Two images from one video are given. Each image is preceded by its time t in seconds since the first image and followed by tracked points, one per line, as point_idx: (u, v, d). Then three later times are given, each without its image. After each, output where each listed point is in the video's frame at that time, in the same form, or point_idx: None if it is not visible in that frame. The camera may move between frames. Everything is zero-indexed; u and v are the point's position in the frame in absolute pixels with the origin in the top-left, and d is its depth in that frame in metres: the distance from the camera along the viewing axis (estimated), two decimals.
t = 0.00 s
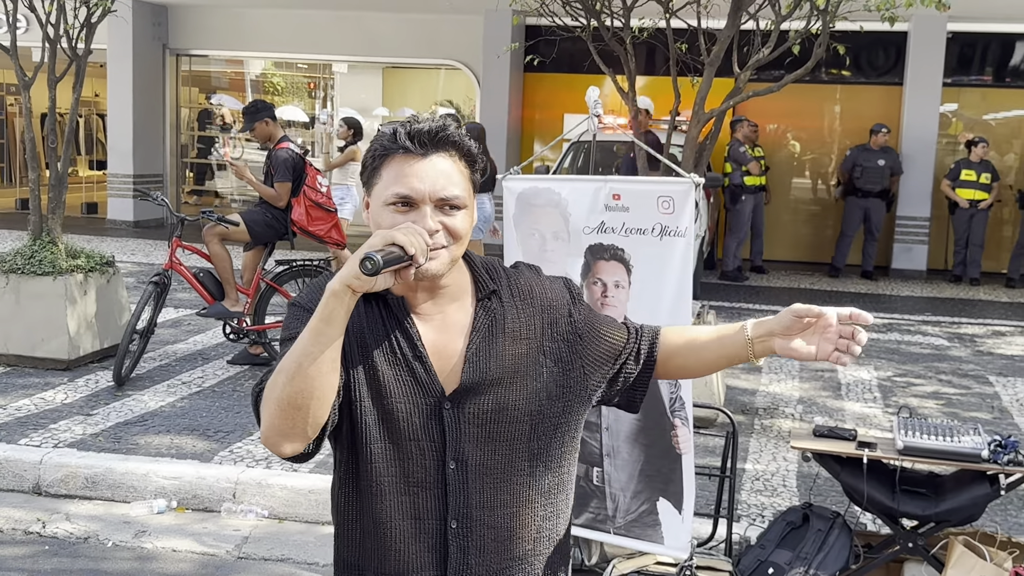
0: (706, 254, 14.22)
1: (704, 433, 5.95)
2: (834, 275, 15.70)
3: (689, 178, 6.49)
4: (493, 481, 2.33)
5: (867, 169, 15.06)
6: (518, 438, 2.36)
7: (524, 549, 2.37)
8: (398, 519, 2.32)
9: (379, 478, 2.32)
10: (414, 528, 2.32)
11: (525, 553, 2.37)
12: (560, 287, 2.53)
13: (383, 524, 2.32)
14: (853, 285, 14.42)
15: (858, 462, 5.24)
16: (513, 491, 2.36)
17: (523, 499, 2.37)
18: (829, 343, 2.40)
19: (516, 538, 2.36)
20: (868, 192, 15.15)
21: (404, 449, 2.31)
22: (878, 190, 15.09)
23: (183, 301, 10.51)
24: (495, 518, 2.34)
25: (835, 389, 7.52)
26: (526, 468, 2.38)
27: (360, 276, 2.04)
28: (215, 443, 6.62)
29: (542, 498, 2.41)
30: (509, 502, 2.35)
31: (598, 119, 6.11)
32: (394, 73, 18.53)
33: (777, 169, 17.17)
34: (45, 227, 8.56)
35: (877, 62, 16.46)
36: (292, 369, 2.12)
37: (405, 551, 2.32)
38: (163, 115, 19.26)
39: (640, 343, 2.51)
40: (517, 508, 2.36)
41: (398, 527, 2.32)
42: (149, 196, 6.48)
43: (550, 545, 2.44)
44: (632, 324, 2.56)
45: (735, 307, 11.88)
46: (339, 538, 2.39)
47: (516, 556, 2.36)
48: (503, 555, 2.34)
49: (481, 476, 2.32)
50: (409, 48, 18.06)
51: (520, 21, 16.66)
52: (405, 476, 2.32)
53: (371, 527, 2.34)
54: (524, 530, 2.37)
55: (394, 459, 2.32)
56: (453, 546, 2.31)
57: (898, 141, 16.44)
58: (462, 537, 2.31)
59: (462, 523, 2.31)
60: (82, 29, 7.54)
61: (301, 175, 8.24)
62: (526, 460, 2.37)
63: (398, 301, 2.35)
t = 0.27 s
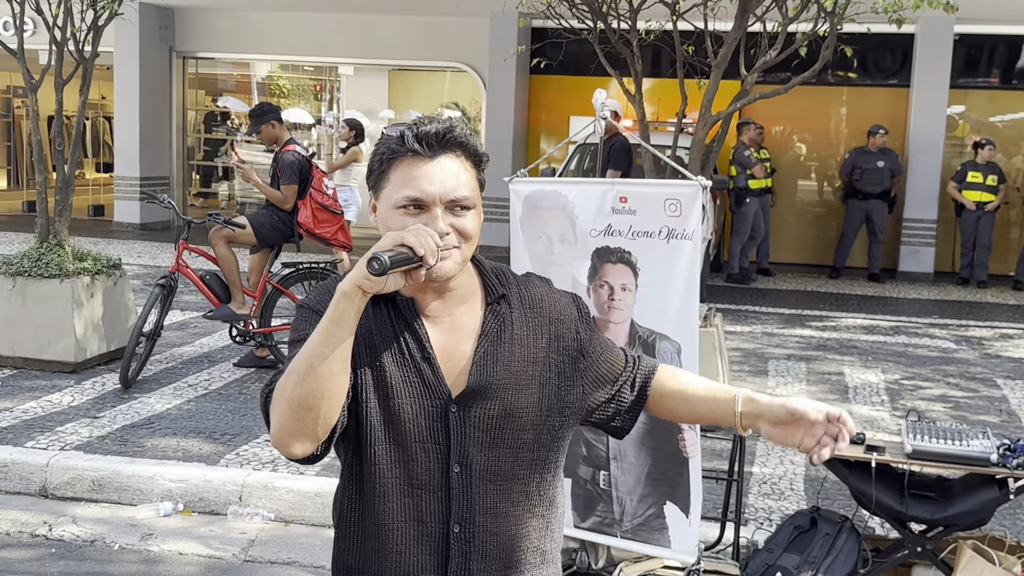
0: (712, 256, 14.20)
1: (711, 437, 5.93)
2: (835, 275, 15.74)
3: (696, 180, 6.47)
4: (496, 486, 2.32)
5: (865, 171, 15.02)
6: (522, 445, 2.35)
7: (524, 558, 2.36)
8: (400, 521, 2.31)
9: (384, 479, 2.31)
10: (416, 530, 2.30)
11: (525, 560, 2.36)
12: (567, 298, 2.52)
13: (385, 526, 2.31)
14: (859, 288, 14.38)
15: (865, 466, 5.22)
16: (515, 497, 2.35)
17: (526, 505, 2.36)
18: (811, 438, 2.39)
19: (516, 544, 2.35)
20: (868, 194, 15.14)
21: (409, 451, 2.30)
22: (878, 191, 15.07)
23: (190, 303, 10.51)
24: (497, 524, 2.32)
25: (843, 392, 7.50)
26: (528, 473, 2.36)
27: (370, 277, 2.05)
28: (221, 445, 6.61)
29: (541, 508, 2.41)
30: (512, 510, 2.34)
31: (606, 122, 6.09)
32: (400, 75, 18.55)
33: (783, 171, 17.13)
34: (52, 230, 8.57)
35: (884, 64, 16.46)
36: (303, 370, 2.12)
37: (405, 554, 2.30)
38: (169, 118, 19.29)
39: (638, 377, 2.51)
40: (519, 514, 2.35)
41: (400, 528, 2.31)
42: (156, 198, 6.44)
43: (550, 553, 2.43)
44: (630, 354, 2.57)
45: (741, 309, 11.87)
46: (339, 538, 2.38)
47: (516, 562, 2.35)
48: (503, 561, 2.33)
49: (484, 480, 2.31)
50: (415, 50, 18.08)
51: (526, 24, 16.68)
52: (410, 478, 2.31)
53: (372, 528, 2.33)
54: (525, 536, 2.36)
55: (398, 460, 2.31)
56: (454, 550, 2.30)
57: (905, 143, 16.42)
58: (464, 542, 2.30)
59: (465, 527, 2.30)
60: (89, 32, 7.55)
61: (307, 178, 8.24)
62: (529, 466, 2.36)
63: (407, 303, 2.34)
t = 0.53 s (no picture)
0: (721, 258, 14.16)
1: (720, 439, 5.91)
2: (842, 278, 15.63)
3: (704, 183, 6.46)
4: (499, 490, 2.31)
5: (862, 173, 15.05)
6: (527, 450, 2.34)
7: (528, 564, 2.34)
8: (405, 522, 2.30)
9: (390, 480, 2.31)
10: (421, 531, 2.30)
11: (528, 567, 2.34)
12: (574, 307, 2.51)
13: (390, 527, 2.30)
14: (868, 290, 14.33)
15: (876, 468, 5.20)
16: (519, 503, 2.33)
17: (529, 511, 2.35)
18: None
19: (520, 550, 2.33)
20: (866, 195, 15.12)
21: (416, 452, 2.30)
22: (875, 194, 15.08)
23: (198, 307, 10.53)
24: (501, 528, 2.31)
25: (852, 395, 7.47)
26: (531, 478, 2.36)
27: (389, 274, 2.05)
28: (230, 448, 6.62)
29: (545, 515, 2.40)
30: (517, 514, 2.33)
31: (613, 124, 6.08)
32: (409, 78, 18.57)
33: (791, 173, 17.09)
34: (62, 233, 8.59)
35: (893, 66, 16.44)
36: (319, 367, 2.11)
37: (409, 556, 2.30)
38: (178, 121, 19.34)
39: (613, 443, 2.45)
40: (523, 520, 2.34)
41: (404, 530, 2.30)
42: (165, 201, 6.47)
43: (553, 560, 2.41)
44: (618, 395, 2.54)
45: (749, 312, 11.84)
46: (343, 539, 2.37)
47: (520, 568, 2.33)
48: (507, 566, 2.31)
49: (490, 483, 2.30)
50: (423, 53, 18.09)
51: (534, 26, 16.69)
52: (415, 479, 2.30)
53: (378, 529, 2.32)
54: (529, 543, 2.34)
55: (405, 461, 2.31)
56: (458, 552, 2.29)
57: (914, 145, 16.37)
58: (468, 546, 2.29)
59: (470, 530, 2.29)
60: (98, 35, 7.57)
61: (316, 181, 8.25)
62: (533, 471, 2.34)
63: (418, 305, 2.33)
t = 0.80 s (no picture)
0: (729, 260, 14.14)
1: (728, 443, 5.90)
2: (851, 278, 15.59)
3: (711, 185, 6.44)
4: (513, 496, 2.31)
5: (865, 173, 15.01)
6: (537, 457, 2.35)
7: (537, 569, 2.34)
8: (419, 529, 2.27)
9: (404, 486, 2.27)
10: (436, 538, 2.27)
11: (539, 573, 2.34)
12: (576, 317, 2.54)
13: (404, 534, 2.27)
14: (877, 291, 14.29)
15: (885, 472, 5.18)
16: (530, 508, 2.34)
17: (540, 517, 2.36)
18: None
19: (531, 556, 2.33)
20: (871, 196, 15.10)
21: (431, 457, 2.28)
22: (880, 193, 15.05)
23: (207, 310, 10.55)
24: (514, 533, 2.31)
25: (862, 397, 7.44)
26: (540, 485, 2.37)
27: (414, 279, 2.07)
28: (238, 452, 6.62)
29: (553, 522, 2.42)
30: (528, 520, 2.33)
31: (621, 127, 6.07)
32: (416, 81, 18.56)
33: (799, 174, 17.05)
34: (71, 237, 8.62)
35: (901, 67, 16.40)
36: (341, 371, 2.11)
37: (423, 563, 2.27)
38: (186, 124, 19.38)
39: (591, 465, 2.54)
40: (534, 526, 2.34)
41: (417, 537, 2.27)
42: (173, 205, 6.46)
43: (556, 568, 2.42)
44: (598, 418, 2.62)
45: (757, 314, 11.82)
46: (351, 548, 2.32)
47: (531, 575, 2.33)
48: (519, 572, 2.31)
49: (504, 488, 2.30)
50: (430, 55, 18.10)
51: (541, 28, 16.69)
52: (430, 485, 2.28)
53: (389, 536, 2.29)
54: (539, 549, 2.35)
55: (420, 467, 2.28)
56: (472, 559, 2.28)
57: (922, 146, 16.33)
58: (482, 552, 2.28)
59: (484, 536, 2.28)
60: (107, 40, 7.58)
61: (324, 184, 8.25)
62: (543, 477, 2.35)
63: (433, 309, 2.32)
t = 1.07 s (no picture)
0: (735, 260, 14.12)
1: (735, 444, 5.89)
2: (858, 279, 15.56)
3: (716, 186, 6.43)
4: (521, 490, 2.32)
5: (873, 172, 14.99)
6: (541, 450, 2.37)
7: (544, 562, 2.35)
8: (433, 528, 2.25)
9: (416, 485, 2.25)
10: (451, 536, 2.26)
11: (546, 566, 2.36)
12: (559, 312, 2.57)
13: (418, 535, 2.24)
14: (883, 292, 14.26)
15: (893, 473, 5.16)
16: (536, 502, 2.35)
17: (545, 510, 2.37)
18: None
19: (538, 548, 2.34)
20: (878, 196, 15.06)
21: (442, 455, 2.26)
22: (887, 193, 15.00)
23: (213, 313, 10.57)
24: (522, 527, 2.31)
25: (869, 398, 7.43)
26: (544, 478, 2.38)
27: (441, 280, 2.09)
28: (246, 455, 6.63)
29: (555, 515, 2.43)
30: (536, 514, 2.34)
31: (627, 129, 6.06)
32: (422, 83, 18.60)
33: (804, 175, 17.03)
34: (78, 241, 8.64)
35: (906, 67, 16.38)
36: (368, 376, 2.09)
37: (437, 562, 2.25)
38: (192, 127, 19.42)
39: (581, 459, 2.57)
40: (540, 519, 2.35)
41: (431, 537, 2.25)
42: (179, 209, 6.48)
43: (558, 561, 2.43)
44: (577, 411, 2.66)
45: (763, 315, 11.81)
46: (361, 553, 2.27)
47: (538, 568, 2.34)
48: (529, 565, 2.32)
49: (513, 483, 2.30)
50: (436, 58, 18.12)
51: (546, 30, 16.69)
52: (441, 484, 2.26)
53: (402, 538, 2.26)
54: (545, 542, 2.36)
55: (431, 466, 2.26)
56: (486, 555, 2.27)
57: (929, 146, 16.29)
58: (494, 546, 2.28)
59: (497, 531, 2.28)
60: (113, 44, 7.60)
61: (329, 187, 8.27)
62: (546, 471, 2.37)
63: (440, 309, 2.31)
